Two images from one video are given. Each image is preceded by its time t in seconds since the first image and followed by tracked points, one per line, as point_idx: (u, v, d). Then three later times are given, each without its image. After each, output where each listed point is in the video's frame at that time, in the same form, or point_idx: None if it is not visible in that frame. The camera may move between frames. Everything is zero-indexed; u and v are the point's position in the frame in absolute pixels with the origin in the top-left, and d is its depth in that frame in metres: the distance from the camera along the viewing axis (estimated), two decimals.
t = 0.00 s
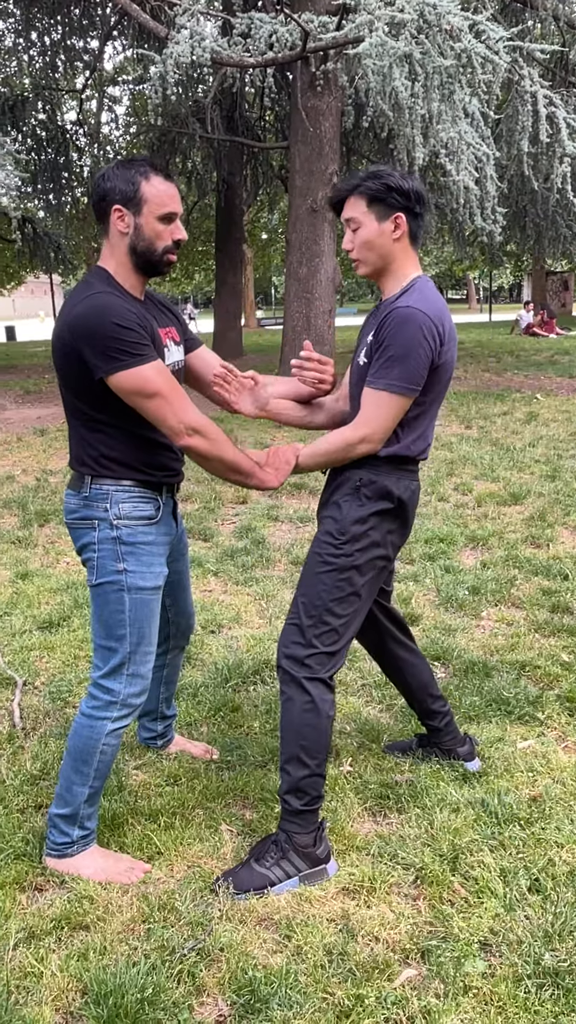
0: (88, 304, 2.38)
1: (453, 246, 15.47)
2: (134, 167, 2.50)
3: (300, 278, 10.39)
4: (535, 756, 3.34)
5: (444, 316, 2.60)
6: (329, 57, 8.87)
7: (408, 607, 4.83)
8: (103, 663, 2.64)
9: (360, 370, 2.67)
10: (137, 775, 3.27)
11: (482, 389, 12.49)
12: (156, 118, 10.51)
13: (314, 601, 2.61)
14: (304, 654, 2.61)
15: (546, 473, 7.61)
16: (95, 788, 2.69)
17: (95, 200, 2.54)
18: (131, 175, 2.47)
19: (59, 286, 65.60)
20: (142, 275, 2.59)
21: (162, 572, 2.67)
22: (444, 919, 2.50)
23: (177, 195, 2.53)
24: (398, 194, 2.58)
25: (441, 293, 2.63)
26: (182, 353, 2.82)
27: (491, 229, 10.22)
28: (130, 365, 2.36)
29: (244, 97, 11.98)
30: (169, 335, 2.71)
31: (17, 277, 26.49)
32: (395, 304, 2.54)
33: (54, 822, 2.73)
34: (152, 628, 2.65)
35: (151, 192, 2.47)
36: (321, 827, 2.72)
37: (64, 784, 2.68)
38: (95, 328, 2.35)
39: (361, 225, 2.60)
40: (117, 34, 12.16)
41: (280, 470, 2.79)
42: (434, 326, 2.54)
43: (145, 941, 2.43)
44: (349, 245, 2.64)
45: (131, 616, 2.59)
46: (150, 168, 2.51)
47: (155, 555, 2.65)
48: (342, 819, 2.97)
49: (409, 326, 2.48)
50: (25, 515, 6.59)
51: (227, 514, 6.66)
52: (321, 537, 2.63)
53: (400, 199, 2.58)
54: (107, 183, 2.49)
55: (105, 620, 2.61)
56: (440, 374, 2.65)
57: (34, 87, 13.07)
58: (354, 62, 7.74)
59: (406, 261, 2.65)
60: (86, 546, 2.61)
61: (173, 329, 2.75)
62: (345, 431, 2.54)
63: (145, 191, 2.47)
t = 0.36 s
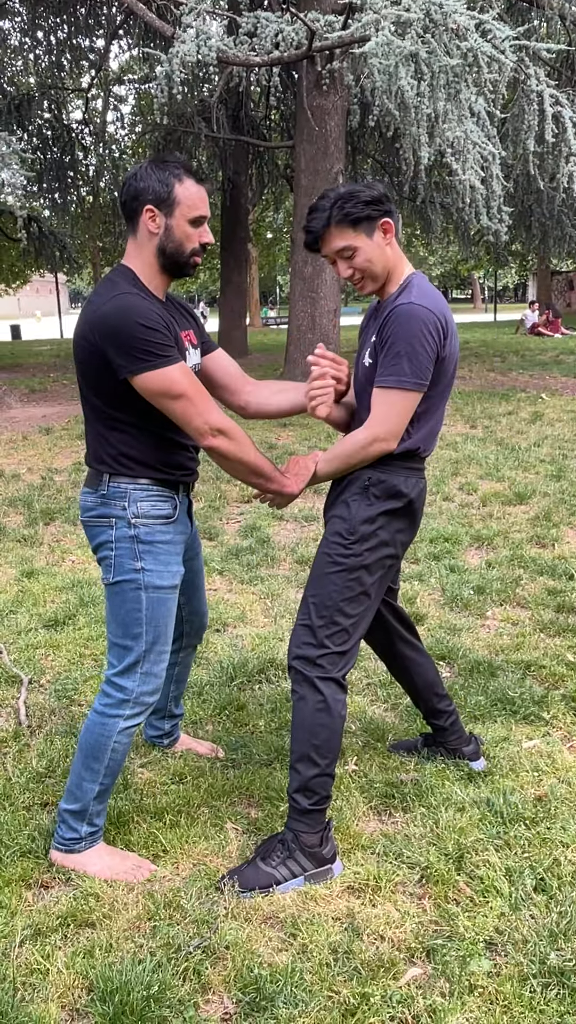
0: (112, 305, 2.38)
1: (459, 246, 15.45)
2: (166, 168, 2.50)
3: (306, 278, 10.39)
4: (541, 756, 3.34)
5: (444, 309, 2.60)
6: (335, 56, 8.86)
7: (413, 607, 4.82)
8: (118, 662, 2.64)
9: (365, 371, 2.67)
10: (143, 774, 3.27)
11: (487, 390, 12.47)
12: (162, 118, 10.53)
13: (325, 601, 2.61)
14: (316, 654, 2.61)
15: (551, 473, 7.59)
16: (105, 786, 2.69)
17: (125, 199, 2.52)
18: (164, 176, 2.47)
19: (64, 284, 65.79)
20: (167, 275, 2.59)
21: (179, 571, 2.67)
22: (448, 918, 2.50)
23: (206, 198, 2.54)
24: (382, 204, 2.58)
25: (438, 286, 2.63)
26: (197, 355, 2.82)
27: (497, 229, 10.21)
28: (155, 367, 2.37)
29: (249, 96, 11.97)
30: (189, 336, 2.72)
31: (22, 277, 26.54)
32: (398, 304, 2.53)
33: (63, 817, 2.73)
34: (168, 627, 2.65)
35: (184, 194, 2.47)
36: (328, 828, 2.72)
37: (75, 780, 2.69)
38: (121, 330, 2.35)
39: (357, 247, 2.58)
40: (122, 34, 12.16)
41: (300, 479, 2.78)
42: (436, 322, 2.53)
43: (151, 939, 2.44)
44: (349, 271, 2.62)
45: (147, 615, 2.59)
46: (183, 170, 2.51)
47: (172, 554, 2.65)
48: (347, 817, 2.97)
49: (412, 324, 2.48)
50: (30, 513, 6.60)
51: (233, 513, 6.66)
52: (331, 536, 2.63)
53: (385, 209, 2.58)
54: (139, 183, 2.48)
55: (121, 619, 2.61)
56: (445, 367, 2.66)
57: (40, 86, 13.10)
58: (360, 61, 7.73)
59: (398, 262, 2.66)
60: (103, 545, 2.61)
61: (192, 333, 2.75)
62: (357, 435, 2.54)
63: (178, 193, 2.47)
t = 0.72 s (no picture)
0: (124, 298, 2.38)
1: (461, 245, 15.45)
2: (177, 168, 2.49)
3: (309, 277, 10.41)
4: (543, 756, 3.34)
5: (439, 309, 2.59)
6: (338, 56, 8.86)
7: (415, 607, 4.82)
8: (124, 660, 2.65)
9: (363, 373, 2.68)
10: (145, 773, 3.27)
11: (489, 389, 12.46)
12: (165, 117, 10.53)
13: (327, 601, 2.61)
14: (319, 653, 2.61)
15: (554, 473, 7.58)
16: (108, 785, 2.69)
17: (135, 198, 2.53)
18: (176, 176, 2.47)
19: (66, 283, 65.88)
20: (175, 275, 2.59)
21: (187, 571, 2.68)
22: (449, 917, 2.50)
23: (217, 199, 2.54)
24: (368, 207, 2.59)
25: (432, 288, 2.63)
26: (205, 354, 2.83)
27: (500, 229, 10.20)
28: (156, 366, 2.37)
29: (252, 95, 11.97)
30: (194, 336, 2.71)
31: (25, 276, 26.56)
32: (394, 305, 2.53)
33: (66, 815, 2.74)
34: (174, 626, 2.66)
35: (195, 195, 2.47)
36: (330, 827, 2.71)
37: (78, 778, 2.69)
38: (129, 324, 2.35)
39: (344, 248, 2.58)
40: (125, 33, 12.16)
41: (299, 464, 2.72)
42: (432, 322, 2.53)
43: (153, 938, 2.44)
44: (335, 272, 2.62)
45: (154, 614, 2.60)
46: (195, 169, 2.51)
47: (180, 553, 2.65)
48: (349, 817, 2.97)
49: (409, 328, 2.48)
50: (32, 512, 6.61)
51: (235, 513, 6.66)
52: (334, 537, 2.63)
53: (372, 211, 2.59)
54: (149, 182, 2.48)
55: (127, 618, 2.61)
56: (443, 368, 2.66)
57: (44, 85, 13.10)
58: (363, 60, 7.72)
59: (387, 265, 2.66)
60: (111, 544, 2.62)
61: (198, 332, 2.74)
62: (358, 438, 2.54)
63: (189, 194, 2.47)
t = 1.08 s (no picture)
0: (116, 289, 2.43)
1: (463, 245, 15.46)
2: (179, 169, 2.51)
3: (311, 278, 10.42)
4: (545, 756, 3.34)
5: (435, 303, 2.59)
6: (341, 56, 8.86)
7: (417, 607, 4.83)
8: (122, 659, 2.65)
9: (359, 368, 2.67)
10: (147, 773, 3.27)
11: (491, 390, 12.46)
12: (167, 118, 10.54)
13: (326, 601, 2.61)
14: (319, 654, 2.61)
15: (556, 474, 7.58)
16: (107, 785, 2.69)
17: (137, 199, 2.54)
18: (178, 177, 2.48)
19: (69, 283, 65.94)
20: (175, 275, 2.59)
21: (186, 571, 2.68)
22: (451, 917, 2.50)
23: (218, 200, 2.55)
24: (383, 192, 2.60)
25: (428, 281, 2.63)
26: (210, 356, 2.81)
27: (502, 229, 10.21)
28: (111, 364, 2.38)
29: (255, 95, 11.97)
30: (196, 334, 2.65)
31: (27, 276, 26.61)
32: (388, 299, 2.53)
33: (66, 815, 2.74)
34: (173, 626, 2.66)
35: (196, 196, 2.48)
36: (332, 829, 2.71)
37: (78, 777, 2.69)
38: (103, 315, 2.39)
39: (347, 222, 2.60)
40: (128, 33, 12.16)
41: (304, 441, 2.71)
42: (425, 315, 2.52)
43: (154, 938, 2.44)
44: (330, 241, 2.63)
45: (152, 613, 2.60)
46: (198, 171, 2.53)
47: (179, 553, 2.66)
48: (351, 817, 2.98)
49: (401, 321, 2.48)
50: (35, 511, 6.61)
51: (237, 513, 6.67)
52: (333, 537, 2.63)
53: (384, 197, 2.60)
54: (151, 183, 2.49)
55: (126, 616, 2.62)
56: (440, 362, 2.65)
57: (46, 86, 13.11)
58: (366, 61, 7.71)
59: (390, 261, 2.66)
60: (111, 543, 2.62)
61: (200, 328, 2.68)
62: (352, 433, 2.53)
63: (190, 194, 2.48)
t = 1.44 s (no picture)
0: (106, 295, 2.42)
1: (465, 245, 15.46)
2: (162, 166, 2.51)
3: (312, 277, 10.42)
4: (546, 756, 3.34)
5: (442, 303, 2.60)
6: (342, 56, 8.85)
7: (418, 607, 4.83)
8: (118, 658, 2.65)
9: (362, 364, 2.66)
10: (148, 773, 3.27)
11: (493, 389, 12.47)
12: (169, 118, 10.54)
13: (334, 602, 2.61)
14: (326, 654, 2.62)
15: (557, 474, 7.59)
16: (107, 784, 2.69)
17: (123, 201, 2.54)
18: (161, 175, 2.48)
19: (71, 283, 65.98)
20: (168, 274, 2.59)
21: (180, 569, 2.67)
22: (452, 917, 2.50)
23: (204, 193, 2.55)
24: (406, 192, 2.60)
25: (436, 281, 2.64)
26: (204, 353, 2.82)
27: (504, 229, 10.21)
28: (135, 371, 2.39)
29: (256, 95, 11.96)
30: (188, 333, 2.67)
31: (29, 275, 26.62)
32: (392, 295, 2.53)
33: (66, 815, 2.74)
34: (168, 624, 2.66)
35: (181, 191, 2.48)
36: (333, 828, 2.71)
37: (76, 777, 2.70)
38: (101, 323, 2.38)
39: (365, 216, 2.60)
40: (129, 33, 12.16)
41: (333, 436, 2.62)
42: (429, 311, 2.53)
43: (155, 938, 2.44)
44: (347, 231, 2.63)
45: (146, 612, 2.60)
46: (181, 167, 2.52)
47: (173, 551, 2.65)
48: (352, 817, 2.98)
49: (404, 316, 2.48)
50: (36, 511, 6.61)
51: (238, 513, 6.67)
52: (341, 539, 2.63)
53: (406, 197, 2.60)
54: (135, 183, 2.50)
55: (121, 615, 2.62)
56: (444, 360, 2.64)
57: (48, 85, 13.11)
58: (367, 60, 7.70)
59: (404, 259, 2.66)
60: (106, 542, 2.63)
61: (192, 327, 2.70)
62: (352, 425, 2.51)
63: (174, 191, 2.48)
